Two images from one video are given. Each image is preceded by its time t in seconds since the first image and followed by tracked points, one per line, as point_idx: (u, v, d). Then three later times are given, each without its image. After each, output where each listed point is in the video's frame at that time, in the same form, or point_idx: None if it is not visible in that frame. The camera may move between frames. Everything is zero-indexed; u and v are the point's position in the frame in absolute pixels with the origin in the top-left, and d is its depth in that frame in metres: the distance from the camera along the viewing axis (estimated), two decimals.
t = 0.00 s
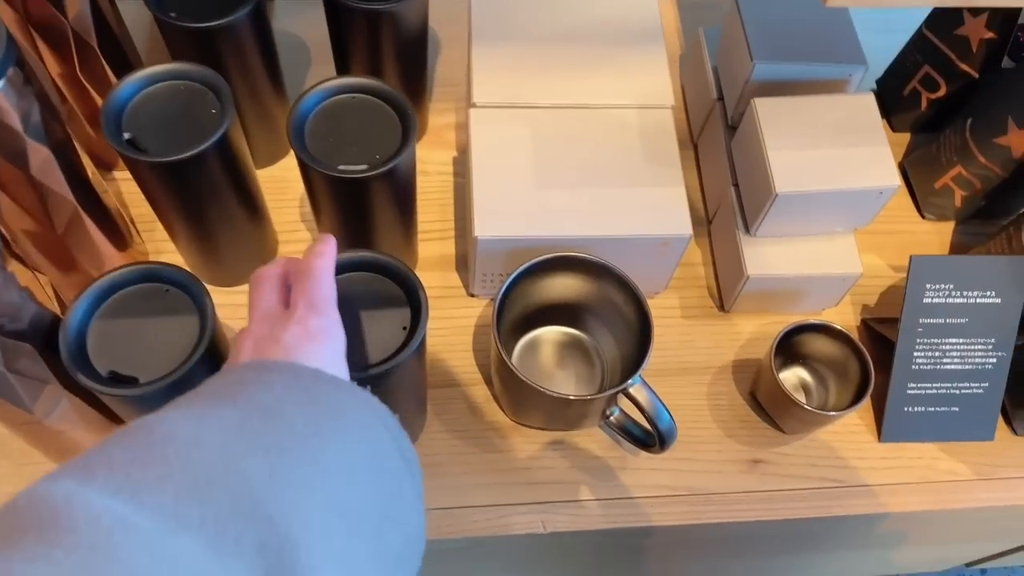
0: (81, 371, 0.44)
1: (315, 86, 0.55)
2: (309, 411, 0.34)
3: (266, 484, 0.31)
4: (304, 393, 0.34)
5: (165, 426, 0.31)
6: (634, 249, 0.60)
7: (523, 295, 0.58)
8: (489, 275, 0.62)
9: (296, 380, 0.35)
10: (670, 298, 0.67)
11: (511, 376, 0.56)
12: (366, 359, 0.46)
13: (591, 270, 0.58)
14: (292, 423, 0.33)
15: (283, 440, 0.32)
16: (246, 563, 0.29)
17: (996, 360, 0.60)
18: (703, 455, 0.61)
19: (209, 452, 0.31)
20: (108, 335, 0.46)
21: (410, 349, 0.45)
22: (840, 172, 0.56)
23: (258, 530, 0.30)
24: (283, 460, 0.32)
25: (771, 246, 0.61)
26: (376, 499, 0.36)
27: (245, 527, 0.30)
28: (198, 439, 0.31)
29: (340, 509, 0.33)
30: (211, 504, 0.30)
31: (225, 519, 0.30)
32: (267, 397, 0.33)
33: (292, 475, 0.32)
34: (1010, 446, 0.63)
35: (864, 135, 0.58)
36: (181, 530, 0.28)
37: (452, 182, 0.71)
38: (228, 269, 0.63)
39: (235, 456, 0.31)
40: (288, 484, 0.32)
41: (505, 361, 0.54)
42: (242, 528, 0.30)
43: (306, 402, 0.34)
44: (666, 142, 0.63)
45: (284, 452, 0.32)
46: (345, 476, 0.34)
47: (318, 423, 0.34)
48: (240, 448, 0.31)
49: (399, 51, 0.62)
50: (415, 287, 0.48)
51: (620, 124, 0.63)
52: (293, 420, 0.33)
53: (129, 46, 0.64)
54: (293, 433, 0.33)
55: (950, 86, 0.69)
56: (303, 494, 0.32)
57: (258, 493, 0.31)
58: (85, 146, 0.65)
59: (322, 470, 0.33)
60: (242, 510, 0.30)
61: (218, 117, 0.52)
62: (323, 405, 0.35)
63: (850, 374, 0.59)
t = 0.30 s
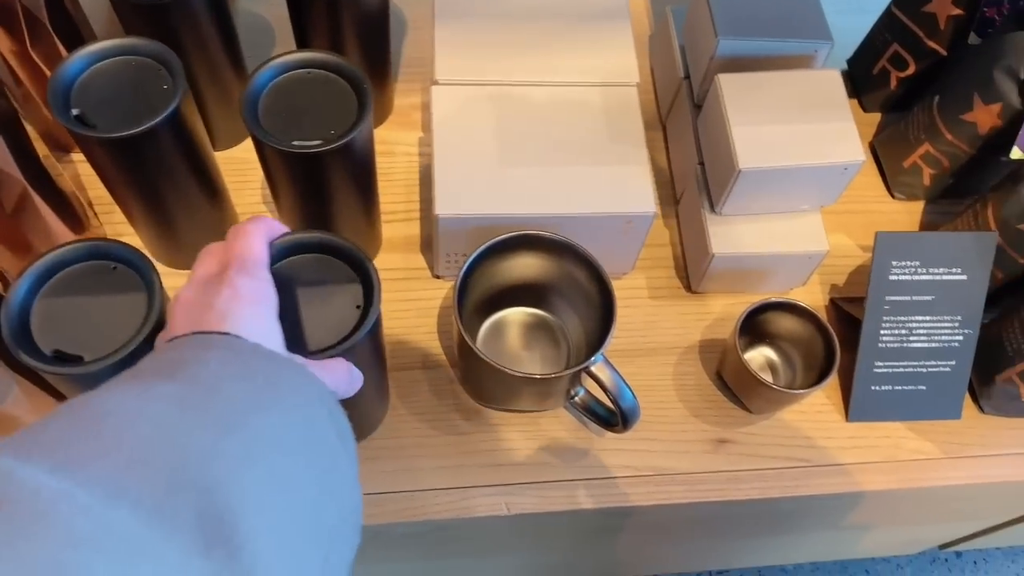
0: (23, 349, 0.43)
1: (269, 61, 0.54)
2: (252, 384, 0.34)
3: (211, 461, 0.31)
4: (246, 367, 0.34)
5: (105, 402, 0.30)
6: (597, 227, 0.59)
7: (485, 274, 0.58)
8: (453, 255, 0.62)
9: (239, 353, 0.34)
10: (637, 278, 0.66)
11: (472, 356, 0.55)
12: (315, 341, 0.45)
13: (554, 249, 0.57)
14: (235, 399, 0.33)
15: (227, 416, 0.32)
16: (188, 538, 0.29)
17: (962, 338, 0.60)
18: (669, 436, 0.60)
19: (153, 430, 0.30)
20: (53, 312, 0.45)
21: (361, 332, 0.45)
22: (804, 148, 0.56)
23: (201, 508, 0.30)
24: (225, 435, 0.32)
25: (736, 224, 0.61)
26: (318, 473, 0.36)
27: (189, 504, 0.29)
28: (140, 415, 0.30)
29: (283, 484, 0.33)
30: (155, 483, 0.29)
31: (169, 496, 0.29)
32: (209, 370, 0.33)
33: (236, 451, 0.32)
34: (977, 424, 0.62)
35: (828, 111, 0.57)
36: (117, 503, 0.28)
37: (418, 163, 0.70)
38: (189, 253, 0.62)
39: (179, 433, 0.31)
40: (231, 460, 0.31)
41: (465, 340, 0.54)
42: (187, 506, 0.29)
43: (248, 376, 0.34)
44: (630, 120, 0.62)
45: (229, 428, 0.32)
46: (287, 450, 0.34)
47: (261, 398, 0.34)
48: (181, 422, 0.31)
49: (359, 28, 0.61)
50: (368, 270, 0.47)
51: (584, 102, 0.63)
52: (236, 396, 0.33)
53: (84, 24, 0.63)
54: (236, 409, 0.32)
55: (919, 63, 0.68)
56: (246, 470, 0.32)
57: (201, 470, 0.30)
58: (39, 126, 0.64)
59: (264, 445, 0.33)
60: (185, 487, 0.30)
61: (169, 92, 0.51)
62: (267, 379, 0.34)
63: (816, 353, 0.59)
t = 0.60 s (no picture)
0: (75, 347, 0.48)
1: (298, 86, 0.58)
2: (167, 347, 0.32)
3: (106, 436, 0.29)
4: (161, 331, 0.32)
5: None
6: (597, 243, 0.64)
7: (491, 285, 0.62)
8: (463, 266, 0.66)
9: (155, 318, 0.33)
10: (635, 291, 0.70)
11: (478, 361, 0.59)
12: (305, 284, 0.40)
13: (556, 263, 0.62)
14: (143, 364, 0.31)
15: (131, 384, 0.31)
16: (65, 556, 0.28)
17: (936, 354, 0.64)
18: (660, 439, 0.64)
19: (39, 405, 0.29)
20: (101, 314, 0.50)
21: (347, 251, 0.37)
22: (790, 175, 0.60)
23: (89, 484, 0.28)
24: (129, 404, 0.30)
25: (727, 243, 0.65)
26: (255, 435, 0.35)
27: (77, 483, 0.28)
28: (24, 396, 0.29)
29: (204, 451, 0.32)
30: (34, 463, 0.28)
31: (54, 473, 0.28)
32: (111, 355, 0.31)
33: (142, 422, 0.30)
34: (951, 436, 0.66)
35: (814, 141, 0.61)
36: None
37: (432, 178, 0.74)
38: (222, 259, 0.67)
39: (70, 407, 0.29)
40: (134, 430, 0.30)
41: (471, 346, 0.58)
42: (73, 482, 0.28)
43: (161, 340, 0.32)
44: (630, 144, 0.66)
45: (123, 422, 0.30)
46: (213, 416, 0.32)
47: (177, 361, 0.32)
48: (66, 423, 0.29)
49: (380, 53, 0.65)
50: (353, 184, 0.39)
51: (588, 126, 0.67)
52: (143, 362, 0.31)
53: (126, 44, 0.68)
54: (142, 377, 0.31)
55: (906, 94, 0.72)
56: (154, 441, 0.30)
57: (97, 444, 0.29)
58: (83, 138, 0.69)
59: (164, 433, 0.31)
60: (72, 464, 0.28)
61: (207, 113, 0.56)
62: (186, 342, 0.33)
63: (797, 364, 0.63)
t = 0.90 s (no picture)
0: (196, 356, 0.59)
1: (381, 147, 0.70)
2: (73, 319, 0.37)
3: (19, 424, 0.35)
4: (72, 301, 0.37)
5: None
6: (626, 286, 0.74)
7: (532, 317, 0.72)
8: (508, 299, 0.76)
9: (68, 289, 0.38)
10: (658, 326, 0.80)
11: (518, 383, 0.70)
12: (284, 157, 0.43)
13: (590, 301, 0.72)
14: (50, 342, 0.36)
15: (40, 364, 0.35)
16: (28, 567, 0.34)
17: (921, 397, 0.72)
18: (673, 459, 0.74)
19: None
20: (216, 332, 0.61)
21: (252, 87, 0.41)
22: (795, 236, 0.69)
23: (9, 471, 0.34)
24: (41, 386, 0.35)
25: (739, 290, 0.74)
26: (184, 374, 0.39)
27: None
28: None
29: (126, 409, 0.37)
30: None
31: None
32: (67, 365, 0.36)
33: (53, 400, 0.35)
34: (932, 469, 0.75)
35: (818, 207, 0.71)
36: None
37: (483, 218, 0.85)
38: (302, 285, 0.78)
39: None
40: (49, 411, 0.35)
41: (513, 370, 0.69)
42: None
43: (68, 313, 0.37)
44: (659, 200, 0.76)
45: (70, 437, 0.35)
46: (135, 369, 0.38)
47: (85, 328, 0.37)
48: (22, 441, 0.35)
49: (447, 114, 0.76)
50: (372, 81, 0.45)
51: (623, 183, 0.77)
52: (51, 339, 0.36)
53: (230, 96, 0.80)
54: (49, 357, 0.36)
55: (908, 162, 0.80)
56: (65, 417, 0.35)
57: (14, 429, 0.35)
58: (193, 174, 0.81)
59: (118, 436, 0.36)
60: None
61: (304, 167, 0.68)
62: (96, 309, 0.37)
63: (795, 399, 0.73)
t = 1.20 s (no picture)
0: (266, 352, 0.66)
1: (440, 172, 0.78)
2: (157, 340, 0.39)
3: (109, 445, 0.37)
4: (152, 322, 0.40)
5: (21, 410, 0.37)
6: (654, 306, 0.79)
7: (564, 332, 0.78)
8: (543, 314, 0.82)
9: (147, 310, 0.40)
10: (683, 346, 0.85)
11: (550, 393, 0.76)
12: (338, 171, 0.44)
13: (619, 319, 0.77)
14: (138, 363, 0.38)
15: (131, 386, 0.38)
16: None
17: (930, 424, 0.76)
18: (692, 470, 0.79)
19: (56, 429, 0.36)
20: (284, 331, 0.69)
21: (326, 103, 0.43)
22: (812, 268, 0.75)
23: (100, 491, 0.36)
24: (131, 407, 0.37)
25: (760, 315, 0.80)
26: (259, 397, 0.42)
27: (87, 494, 0.36)
28: (42, 419, 0.37)
29: (208, 429, 0.39)
30: (56, 477, 0.36)
31: (67, 485, 0.36)
32: (155, 387, 0.38)
33: (142, 423, 0.37)
34: (939, 493, 0.79)
35: (834, 241, 0.76)
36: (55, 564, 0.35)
37: (524, 237, 0.91)
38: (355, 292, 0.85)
39: (78, 427, 0.37)
40: (140, 433, 0.37)
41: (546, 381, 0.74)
42: (80, 496, 0.36)
43: (153, 334, 0.39)
44: (689, 228, 0.82)
45: (156, 457, 0.37)
46: (216, 392, 0.40)
47: (167, 350, 0.39)
48: (110, 461, 0.37)
49: (495, 140, 0.82)
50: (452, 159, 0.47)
51: (656, 211, 0.83)
52: (140, 362, 0.38)
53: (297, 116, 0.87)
54: (135, 379, 0.38)
55: (930, 201, 0.85)
56: (153, 440, 0.37)
57: (104, 451, 0.37)
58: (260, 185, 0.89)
59: (200, 457, 0.39)
60: (84, 474, 0.36)
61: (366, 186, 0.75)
62: (175, 331, 0.40)
63: (808, 420, 0.78)
